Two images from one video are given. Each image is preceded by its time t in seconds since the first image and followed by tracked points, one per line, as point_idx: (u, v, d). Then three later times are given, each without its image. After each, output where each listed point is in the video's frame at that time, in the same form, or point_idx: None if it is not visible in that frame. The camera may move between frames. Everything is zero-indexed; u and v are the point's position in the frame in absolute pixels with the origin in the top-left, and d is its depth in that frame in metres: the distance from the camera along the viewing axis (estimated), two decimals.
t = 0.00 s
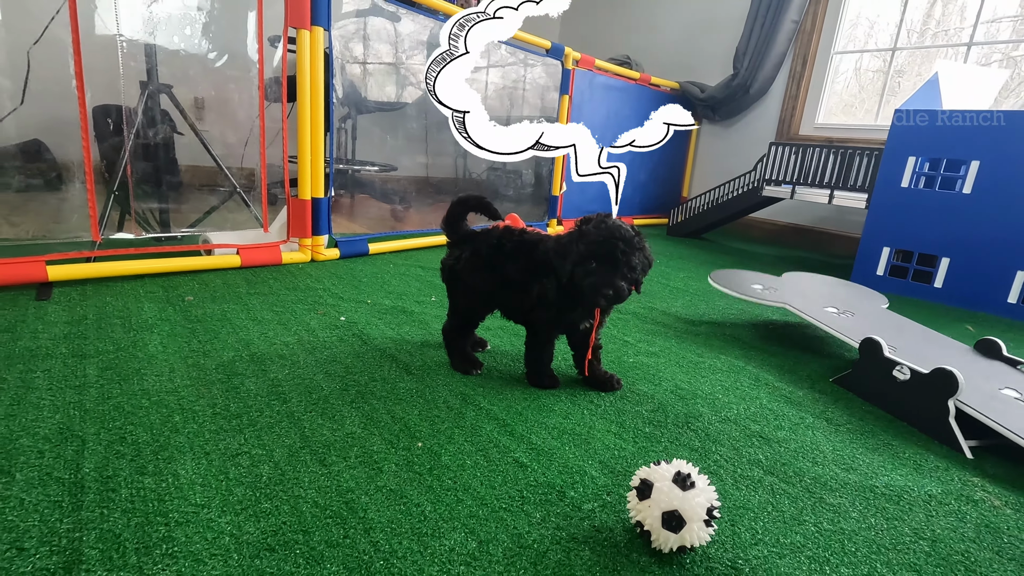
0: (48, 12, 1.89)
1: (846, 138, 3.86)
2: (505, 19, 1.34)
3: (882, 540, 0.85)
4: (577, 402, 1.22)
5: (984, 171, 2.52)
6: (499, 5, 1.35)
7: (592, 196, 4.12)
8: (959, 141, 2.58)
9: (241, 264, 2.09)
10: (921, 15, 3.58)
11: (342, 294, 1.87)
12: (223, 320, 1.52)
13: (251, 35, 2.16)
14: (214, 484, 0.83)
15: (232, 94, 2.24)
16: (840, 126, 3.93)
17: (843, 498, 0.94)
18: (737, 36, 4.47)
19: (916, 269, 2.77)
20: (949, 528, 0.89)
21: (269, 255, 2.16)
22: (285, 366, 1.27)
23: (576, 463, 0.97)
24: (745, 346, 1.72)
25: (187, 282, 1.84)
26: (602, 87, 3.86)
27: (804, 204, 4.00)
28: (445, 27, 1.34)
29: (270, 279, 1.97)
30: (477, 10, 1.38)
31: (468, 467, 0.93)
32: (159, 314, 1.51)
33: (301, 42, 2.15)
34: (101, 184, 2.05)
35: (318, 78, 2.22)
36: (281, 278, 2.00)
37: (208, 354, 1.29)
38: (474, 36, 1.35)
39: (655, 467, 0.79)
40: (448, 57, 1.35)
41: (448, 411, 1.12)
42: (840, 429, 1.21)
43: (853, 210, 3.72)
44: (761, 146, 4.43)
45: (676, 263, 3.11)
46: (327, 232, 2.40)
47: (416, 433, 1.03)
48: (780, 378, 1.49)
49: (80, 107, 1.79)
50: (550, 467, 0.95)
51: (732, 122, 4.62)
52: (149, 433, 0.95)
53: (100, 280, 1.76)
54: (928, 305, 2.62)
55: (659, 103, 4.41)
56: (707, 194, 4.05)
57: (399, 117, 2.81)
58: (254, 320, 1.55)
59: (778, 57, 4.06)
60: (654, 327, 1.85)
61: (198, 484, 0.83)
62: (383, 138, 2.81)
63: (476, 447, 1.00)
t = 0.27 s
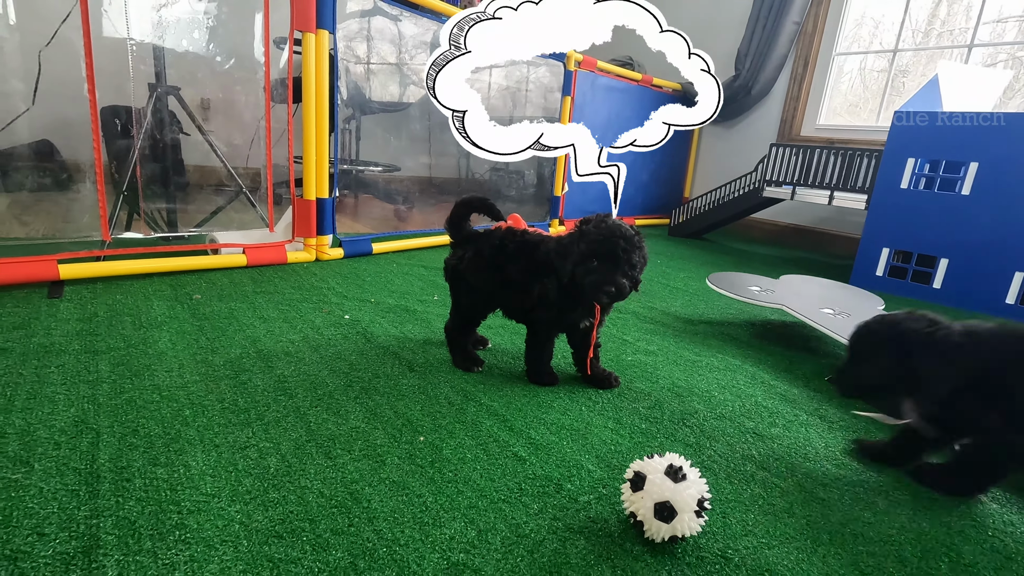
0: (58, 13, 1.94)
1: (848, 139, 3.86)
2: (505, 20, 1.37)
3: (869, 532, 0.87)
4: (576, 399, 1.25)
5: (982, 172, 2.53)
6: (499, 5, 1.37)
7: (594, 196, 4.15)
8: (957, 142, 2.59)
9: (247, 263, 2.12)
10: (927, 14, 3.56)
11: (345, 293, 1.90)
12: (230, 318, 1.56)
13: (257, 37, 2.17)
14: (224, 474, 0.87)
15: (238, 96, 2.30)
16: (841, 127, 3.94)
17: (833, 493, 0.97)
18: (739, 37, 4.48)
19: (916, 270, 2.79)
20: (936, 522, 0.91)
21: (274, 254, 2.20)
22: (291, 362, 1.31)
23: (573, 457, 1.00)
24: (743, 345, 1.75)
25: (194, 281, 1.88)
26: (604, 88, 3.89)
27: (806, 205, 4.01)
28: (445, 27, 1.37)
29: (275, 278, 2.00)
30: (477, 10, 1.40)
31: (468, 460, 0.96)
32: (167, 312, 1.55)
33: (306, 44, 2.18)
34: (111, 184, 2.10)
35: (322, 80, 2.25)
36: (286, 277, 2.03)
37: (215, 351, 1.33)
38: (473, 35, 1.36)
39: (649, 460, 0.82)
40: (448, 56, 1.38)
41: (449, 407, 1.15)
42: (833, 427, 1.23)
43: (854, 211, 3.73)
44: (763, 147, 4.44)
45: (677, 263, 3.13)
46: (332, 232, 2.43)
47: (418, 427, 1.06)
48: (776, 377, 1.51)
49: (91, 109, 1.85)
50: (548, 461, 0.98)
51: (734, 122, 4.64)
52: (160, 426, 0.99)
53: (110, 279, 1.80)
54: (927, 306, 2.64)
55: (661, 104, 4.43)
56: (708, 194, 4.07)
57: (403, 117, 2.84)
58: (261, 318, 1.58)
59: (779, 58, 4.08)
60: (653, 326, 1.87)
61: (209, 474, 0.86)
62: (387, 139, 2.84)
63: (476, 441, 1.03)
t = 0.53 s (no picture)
0: (68, 17, 1.99)
1: (849, 139, 3.86)
2: (504, 20, 1.41)
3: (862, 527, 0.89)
4: (576, 397, 1.27)
5: (982, 173, 2.54)
6: (499, 5, 1.41)
7: (596, 196, 4.17)
8: (957, 143, 2.60)
9: (253, 262, 2.15)
10: (931, 13, 3.54)
11: (349, 292, 1.92)
12: (236, 317, 1.59)
13: (262, 40, 2.21)
14: (232, 468, 0.90)
15: (244, 97, 2.32)
16: (843, 128, 3.94)
17: (827, 490, 0.99)
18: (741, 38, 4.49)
19: (916, 270, 2.80)
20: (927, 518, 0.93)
21: (279, 254, 2.22)
22: (296, 360, 1.33)
23: (573, 454, 1.03)
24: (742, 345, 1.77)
25: (200, 280, 1.91)
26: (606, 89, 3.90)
27: (808, 206, 4.01)
28: (445, 27, 1.42)
29: (279, 278, 2.03)
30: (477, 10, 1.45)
31: (470, 456, 0.99)
32: (175, 311, 1.58)
33: (310, 45, 2.21)
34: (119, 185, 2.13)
35: (327, 81, 2.27)
36: (291, 277, 2.06)
37: (222, 349, 1.35)
38: (472, 35, 1.40)
39: (645, 456, 0.84)
40: (448, 56, 1.43)
41: (451, 404, 1.18)
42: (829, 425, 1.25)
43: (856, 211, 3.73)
44: (765, 147, 4.45)
45: (678, 263, 3.15)
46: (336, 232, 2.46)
47: (421, 424, 1.09)
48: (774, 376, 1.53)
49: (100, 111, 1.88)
50: (547, 457, 1.01)
51: (736, 123, 4.64)
52: (170, 422, 1.01)
53: (118, 278, 1.83)
54: (927, 306, 2.65)
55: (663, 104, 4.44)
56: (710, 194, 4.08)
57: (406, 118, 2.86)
58: (266, 317, 1.61)
59: (781, 59, 4.10)
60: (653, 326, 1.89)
61: (218, 469, 0.89)
62: (390, 139, 2.86)
63: (478, 438, 1.05)
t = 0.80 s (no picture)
0: (74, 19, 1.99)
1: (851, 140, 3.86)
2: (504, 20, 1.41)
3: (859, 527, 0.91)
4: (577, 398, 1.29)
5: (983, 175, 2.55)
6: (499, 4, 1.41)
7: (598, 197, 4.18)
8: (958, 144, 2.61)
9: (258, 263, 2.17)
10: (936, 13, 3.53)
11: (353, 293, 1.94)
12: (242, 317, 1.60)
13: (268, 42, 2.24)
14: (241, 467, 0.91)
15: (249, 99, 2.33)
16: (845, 128, 3.94)
17: (825, 489, 1.01)
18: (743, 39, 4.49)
19: (917, 271, 2.81)
20: (923, 518, 0.95)
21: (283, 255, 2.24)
22: (301, 361, 1.35)
23: (575, 454, 1.04)
24: (743, 346, 1.78)
25: (206, 281, 1.93)
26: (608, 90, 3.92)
27: (810, 206, 4.02)
28: (445, 28, 1.43)
29: (284, 278, 2.05)
30: (476, 10, 1.44)
31: (472, 456, 1.00)
32: (181, 311, 1.60)
33: (315, 46, 2.23)
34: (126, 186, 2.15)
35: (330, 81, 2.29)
36: (295, 277, 2.08)
37: (229, 349, 1.37)
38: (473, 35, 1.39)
39: (646, 456, 0.86)
40: (448, 56, 1.41)
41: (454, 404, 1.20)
42: (829, 427, 1.26)
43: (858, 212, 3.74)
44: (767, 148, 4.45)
45: (680, 264, 3.16)
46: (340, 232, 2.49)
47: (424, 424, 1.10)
48: (775, 377, 1.54)
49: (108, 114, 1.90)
50: (550, 457, 1.02)
51: (738, 124, 4.65)
52: (179, 421, 1.03)
53: (125, 278, 1.85)
54: (928, 307, 2.65)
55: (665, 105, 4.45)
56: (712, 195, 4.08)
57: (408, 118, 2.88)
58: (272, 318, 1.62)
59: (784, 60, 4.09)
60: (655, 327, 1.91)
61: (226, 468, 0.91)
62: (392, 140, 2.88)
63: (481, 438, 1.07)
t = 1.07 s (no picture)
0: (79, 20, 2.05)
1: (852, 139, 3.85)
2: (504, 19, 1.42)
3: (850, 521, 0.92)
4: (575, 394, 1.30)
5: (983, 174, 2.56)
6: (500, 5, 1.41)
7: (599, 196, 4.18)
8: (958, 144, 2.61)
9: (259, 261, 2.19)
10: (939, 11, 3.51)
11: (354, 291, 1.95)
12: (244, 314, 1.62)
13: (269, 41, 2.23)
14: (242, 459, 0.93)
15: (251, 98, 2.34)
16: (846, 128, 3.93)
17: (818, 484, 1.02)
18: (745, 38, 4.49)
19: (916, 270, 2.81)
20: (915, 513, 0.96)
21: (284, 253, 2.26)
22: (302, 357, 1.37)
23: (572, 449, 1.05)
24: (741, 344, 1.79)
25: (208, 278, 1.95)
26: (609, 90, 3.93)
27: (811, 206, 4.02)
28: (445, 28, 1.39)
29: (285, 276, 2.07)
30: (477, 9, 1.44)
31: (470, 450, 1.02)
32: (184, 308, 1.62)
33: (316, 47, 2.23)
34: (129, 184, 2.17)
35: (332, 81, 2.30)
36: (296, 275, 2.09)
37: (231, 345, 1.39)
38: (473, 35, 1.40)
39: (641, 450, 0.87)
40: (447, 56, 1.41)
41: (453, 400, 1.21)
42: (825, 423, 1.27)
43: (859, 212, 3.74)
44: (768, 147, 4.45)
45: (680, 263, 3.17)
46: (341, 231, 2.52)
47: (423, 419, 1.12)
48: (772, 374, 1.55)
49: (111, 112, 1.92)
50: (546, 452, 1.03)
51: (739, 123, 4.65)
52: (181, 415, 1.04)
53: (128, 276, 1.87)
54: (927, 307, 2.66)
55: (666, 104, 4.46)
56: (713, 194, 4.08)
57: (410, 117, 2.90)
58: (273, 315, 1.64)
59: (784, 60, 4.11)
60: (654, 325, 1.92)
61: (228, 461, 0.92)
62: (394, 139, 2.90)
63: (479, 432, 1.08)
